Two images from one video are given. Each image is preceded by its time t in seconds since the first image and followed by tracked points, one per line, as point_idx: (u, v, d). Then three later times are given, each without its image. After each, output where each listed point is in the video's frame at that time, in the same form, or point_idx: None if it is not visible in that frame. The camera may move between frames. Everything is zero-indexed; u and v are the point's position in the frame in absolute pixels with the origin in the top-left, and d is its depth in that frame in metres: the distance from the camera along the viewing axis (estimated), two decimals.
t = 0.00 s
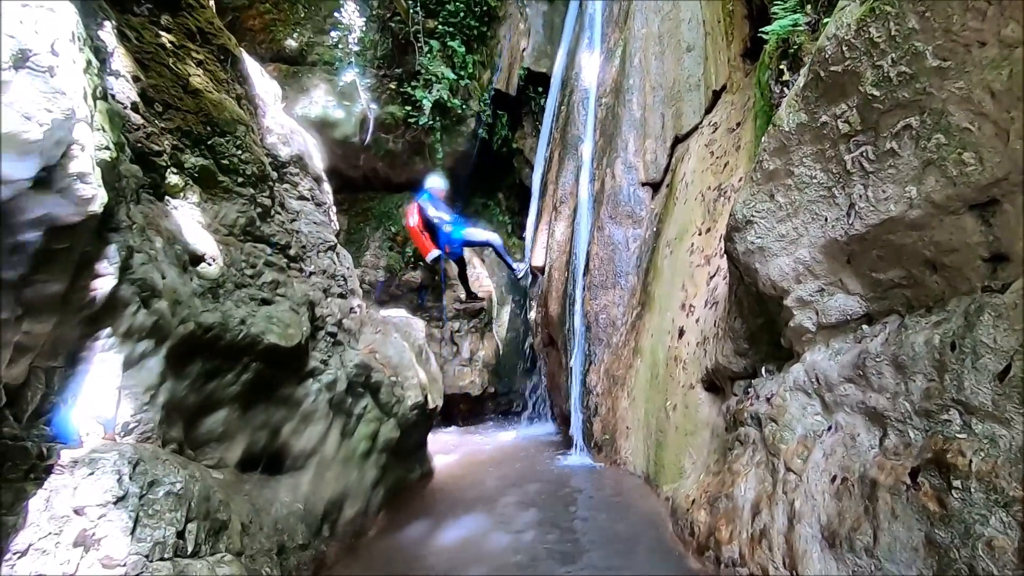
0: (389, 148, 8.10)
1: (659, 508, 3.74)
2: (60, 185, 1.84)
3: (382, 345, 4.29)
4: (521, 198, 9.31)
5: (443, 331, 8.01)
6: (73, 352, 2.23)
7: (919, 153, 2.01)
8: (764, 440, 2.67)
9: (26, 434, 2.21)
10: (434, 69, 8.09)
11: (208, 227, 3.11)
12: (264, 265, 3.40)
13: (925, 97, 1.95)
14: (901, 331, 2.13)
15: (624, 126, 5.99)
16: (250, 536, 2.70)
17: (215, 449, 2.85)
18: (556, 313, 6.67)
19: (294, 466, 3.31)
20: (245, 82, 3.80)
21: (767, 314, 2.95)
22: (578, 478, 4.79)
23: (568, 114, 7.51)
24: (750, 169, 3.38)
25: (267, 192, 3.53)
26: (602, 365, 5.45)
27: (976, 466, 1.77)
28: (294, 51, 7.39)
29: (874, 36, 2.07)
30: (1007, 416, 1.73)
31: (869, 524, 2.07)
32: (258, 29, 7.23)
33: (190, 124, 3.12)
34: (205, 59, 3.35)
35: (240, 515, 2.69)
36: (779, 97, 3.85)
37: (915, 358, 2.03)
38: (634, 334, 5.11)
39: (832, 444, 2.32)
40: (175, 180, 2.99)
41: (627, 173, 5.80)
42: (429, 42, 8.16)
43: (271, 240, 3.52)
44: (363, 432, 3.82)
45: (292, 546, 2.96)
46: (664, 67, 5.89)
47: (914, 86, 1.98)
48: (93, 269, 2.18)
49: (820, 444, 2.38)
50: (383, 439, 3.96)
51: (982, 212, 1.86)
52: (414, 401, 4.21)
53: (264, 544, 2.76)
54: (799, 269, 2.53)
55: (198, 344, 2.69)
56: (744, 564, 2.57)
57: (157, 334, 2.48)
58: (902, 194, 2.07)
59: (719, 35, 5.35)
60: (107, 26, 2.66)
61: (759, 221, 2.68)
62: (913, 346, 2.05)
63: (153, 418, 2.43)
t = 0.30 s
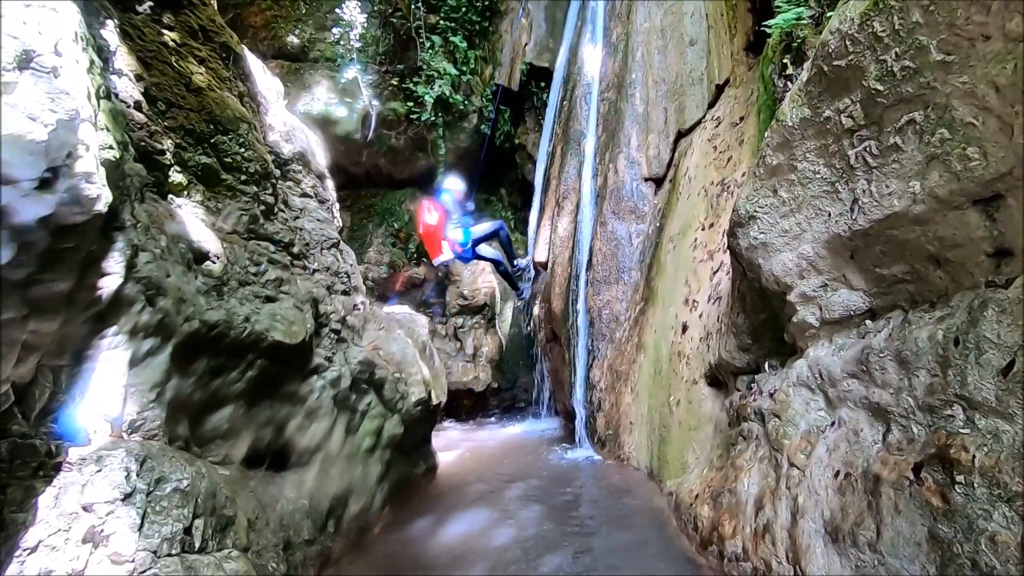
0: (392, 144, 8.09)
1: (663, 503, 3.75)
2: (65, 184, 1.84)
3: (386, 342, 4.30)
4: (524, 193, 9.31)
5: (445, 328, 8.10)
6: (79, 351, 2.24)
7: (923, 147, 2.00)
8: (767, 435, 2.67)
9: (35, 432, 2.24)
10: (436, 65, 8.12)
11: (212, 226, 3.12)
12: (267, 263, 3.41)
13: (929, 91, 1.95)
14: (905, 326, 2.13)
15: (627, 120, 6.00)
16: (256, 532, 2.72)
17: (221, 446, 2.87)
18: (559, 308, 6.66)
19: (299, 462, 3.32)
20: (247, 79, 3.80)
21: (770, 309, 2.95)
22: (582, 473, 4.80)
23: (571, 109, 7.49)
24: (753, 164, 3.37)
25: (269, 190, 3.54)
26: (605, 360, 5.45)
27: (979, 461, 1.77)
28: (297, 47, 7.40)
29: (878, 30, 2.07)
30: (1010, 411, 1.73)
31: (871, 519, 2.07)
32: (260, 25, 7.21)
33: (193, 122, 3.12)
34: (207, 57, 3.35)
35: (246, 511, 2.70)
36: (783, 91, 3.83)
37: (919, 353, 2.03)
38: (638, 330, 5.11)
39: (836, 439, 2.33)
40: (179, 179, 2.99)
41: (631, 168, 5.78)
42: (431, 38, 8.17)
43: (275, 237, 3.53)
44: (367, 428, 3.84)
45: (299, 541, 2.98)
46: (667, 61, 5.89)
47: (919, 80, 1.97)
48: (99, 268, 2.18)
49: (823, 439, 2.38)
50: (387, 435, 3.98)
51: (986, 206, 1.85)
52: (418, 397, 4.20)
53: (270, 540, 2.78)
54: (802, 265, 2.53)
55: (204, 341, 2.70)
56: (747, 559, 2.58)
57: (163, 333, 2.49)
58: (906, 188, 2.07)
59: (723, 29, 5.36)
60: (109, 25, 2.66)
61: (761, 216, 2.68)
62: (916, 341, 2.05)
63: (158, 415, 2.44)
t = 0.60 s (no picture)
0: (394, 138, 8.15)
1: (664, 496, 3.77)
2: (67, 181, 1.84)
3: (388, 336, 4.31)
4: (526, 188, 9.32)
5: (448, 323, 7.97)
6: (83, 345, 2.25)
7: (922, 141, 2.00)
8: (767, 428, 2.68)
9: (40, 425, 2.24)
10: (437, 59, 8.07)
11: (214, 221, 3.13)
12: (269, 258, 3.42)
13: (928, 84, 1.94)
14: (903, 320, 2.13)
15: (628, 114, 5.98)
16: (259, 524, 2.74)
17: (224, 439, 2.88)
18: (561, 303, 6.67)
19: (303, 455, 3.34)
20: (248, 74, 3.81)
21: (770, 303, 2.96)
22: (583, 467, 4.82)
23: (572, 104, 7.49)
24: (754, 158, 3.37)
25: (270, 185, 3.56)
26: (606, 355, 5.47)
27: (976, 453, 1.78)
28: (297, 42, 7.39)
29: (878, 23, 2.07)
30: (1007, 403, 1.74)
31: (869, 511, 2.08)
32: (261, 20, 7.26)
33: (194, 118, 3.13)
34: (208, 53, 3.36)
35: (249, 503, 2.73)
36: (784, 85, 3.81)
37: (917, 346, 2.03)
38: (639, 324, 5.12)
39: (834, 432, 2.33)
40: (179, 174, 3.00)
41: (632, 162, 5.78)
42: (432, 32, 8.11)
43: (276, 233, 3.55)
44: (369, 421, 3.86)
45: (302, 533, 3.00)
46: (668, 55, 5.88)
47: (918, 73, 1.97)
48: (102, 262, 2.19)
49: (822, 432, 2.39)
50: (390, 429, 4.01)
51: (984, 200, 1.86)
52: (420, 392, 4.18)
53: (273, 532, 2.80)
54: (802, 258, 2.53)
55: (206, 335, 2.71)
56: (746, 551, 2.59)
57: (166, 326, 2.50)
58: (905, 181, 2.07)
59: (724, 23, 5.43)
60: (110, 21, 2.67)
61: (761, 210, 2.69)
62: (915, 335, 2.05)
63: (162, 409, 2.46)
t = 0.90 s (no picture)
0: (394, 136, 8.09)
1: (665, 492, 3.79)
2: (72, 180, 1.88)
3: (390, 334, 4.33)
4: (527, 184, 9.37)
5: (449, 320, 8.36)
6: (89, 344, 2.27)
7: (920, 138, 2.00)
8: (766, 424, 2.70)
9: (47, 422, 2.20)
10: (438, 56, 8.15)
11: (217, 220, 3.15)
12: (271, 255, 3.44)
13: (927, 82, 1.95)
14: (902, 316, 2.14)
15: (629, 110, 5.95)
16: (263, 520, 2.77)
17: (228, 436, 2.89)
18: (562, 299, 6.70)
19: (305, 451, 3.35)
20: (249, 73, 3.83)
21: (770, 300, 2.97)
22: (584, 462, 4.85)
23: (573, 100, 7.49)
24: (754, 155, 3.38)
25: (272, 183, 3.58)
26: (608, 351, 5.49)
27: (972, 448, 1.80)
28: (298, 40, 7.41)
29: (876, 21, 2.07)
30: (1003, 399, 1.75)
31: (868, 506, 2.10)
32: (261, 18, 7.25)
33: (196, 116, 3.15)
34: (209, 51, 3.38)
35: (253, 499, 2.76)
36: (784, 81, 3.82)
37: (915, 342, 2.04)
38: (640, 321, 5.13)
39: (833, 427, 2.35)
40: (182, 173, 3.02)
41: (633, 158, 5.78)
42: (432, 28, 8.19)
43: (278, 231, 3.57)
44: (371, 418, 3.89)
45: (305, 529, 3.02)
46: (669, 51, 5.88)
47: (916, 71, 1.97)
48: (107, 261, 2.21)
49: (821, 428, 2.40)
50: (392, 425, 4.03)
51: (982, 197, 1.86)
52: (421, 388, 4.23)
53: (277, 528, 2.83)
54: (802, 255, 2.54)
55: (210, 333, 2.73)
56: (746, 545, 2.61)
57: (170, 325, 2.52)
58: (903, 178, 2.07)
59: (725, 18, 5.49)
60: (112, 21, 2.69)
61: (761, 207, 2.70)
62: (913, 331, 2.06)
63: (166, 407, 2.48)
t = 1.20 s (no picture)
0: (398, 133, 8.05)
1: (670, 488, 3.79)
2: (83, 177, 1.87)
3: (394, 331, 4.34)
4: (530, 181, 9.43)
5: (452, 317, 8.31)
6: (99, 341, 2.25)
7: (929, 134, 2.00)
8: (772, 420, 2.70)
9: (58, 418, 2.15)
10: (441, 53, 8.01)
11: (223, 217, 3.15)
12: (277, 252, 3.46)
13: (936, 77, 1.94)
14: (909, 312, 2.14)
15: (632, 106, 6.01)
16: (270, 516, 2.78)
17: (235, 431, 2.86)
18: (566, 296, 6.70)
19: (312, 447, 3.36)
20: (255, 70, 3.84)
21: (776, 296, 2.96)
22: (588, 459, 4.86)
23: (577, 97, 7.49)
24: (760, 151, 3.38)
25: (278, 180, 3.60)
26: (612, 348, 5.49)
27: (982, 444, 1.80)
28: (301, 37, 7.38)
29: (885, 16, 2.07)
30: (1013, 395, 1.75)
31: (875, 502, 2.10)
32: (264, 15, 7.23)
33: (201, 114, 3.16)
34: (214, 48, 3.38)
35: (261, 495, 2.77)
36: (790, 77, 3.81)
37: (924, 338, 2.04)
38: (644, 318, 5.13)
39: (840, 424, 2.35)
40: (188, 171, 3.03)
41: (636, 155, 5.79)
42: (436, 25, 8.02)
43: (284, 227, 3.60)
44: (376, 415, 3.90)
45: (312, 525, 3.03)
46: (673, 47, 5.86)
47: (926, 67, 1.97)
48: (117, 257, 2.21)
49: (828, 424, 2.40)
50: (397, 422, 4.05)
51: (992, 192, 1.86)
52: (426, 385, 4.28)
53: (284, 524, 2.83)
54: (808, 251, 2.53)
55: (217, 329, 2.75)
56: (752, 541, 2.62)
57: (178, 321, 2.53)
58: (913, 174, 2.06)
59: (730, 15, 5.33)
60: (118, 18, 2.68)
61: (768, 203, 2.70)
62: (921, 327, 2.06)
63: (174, 403, 2.49)
